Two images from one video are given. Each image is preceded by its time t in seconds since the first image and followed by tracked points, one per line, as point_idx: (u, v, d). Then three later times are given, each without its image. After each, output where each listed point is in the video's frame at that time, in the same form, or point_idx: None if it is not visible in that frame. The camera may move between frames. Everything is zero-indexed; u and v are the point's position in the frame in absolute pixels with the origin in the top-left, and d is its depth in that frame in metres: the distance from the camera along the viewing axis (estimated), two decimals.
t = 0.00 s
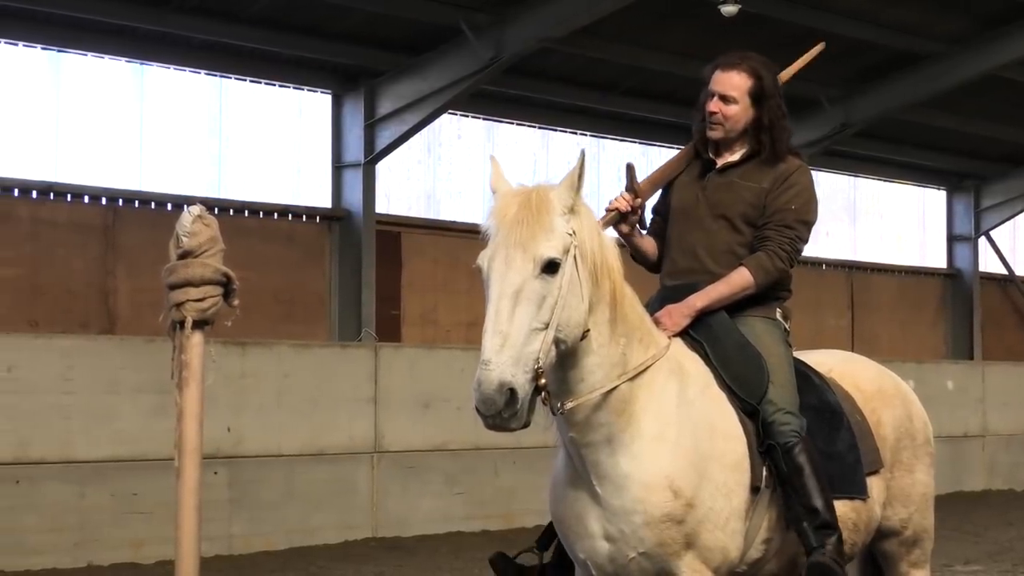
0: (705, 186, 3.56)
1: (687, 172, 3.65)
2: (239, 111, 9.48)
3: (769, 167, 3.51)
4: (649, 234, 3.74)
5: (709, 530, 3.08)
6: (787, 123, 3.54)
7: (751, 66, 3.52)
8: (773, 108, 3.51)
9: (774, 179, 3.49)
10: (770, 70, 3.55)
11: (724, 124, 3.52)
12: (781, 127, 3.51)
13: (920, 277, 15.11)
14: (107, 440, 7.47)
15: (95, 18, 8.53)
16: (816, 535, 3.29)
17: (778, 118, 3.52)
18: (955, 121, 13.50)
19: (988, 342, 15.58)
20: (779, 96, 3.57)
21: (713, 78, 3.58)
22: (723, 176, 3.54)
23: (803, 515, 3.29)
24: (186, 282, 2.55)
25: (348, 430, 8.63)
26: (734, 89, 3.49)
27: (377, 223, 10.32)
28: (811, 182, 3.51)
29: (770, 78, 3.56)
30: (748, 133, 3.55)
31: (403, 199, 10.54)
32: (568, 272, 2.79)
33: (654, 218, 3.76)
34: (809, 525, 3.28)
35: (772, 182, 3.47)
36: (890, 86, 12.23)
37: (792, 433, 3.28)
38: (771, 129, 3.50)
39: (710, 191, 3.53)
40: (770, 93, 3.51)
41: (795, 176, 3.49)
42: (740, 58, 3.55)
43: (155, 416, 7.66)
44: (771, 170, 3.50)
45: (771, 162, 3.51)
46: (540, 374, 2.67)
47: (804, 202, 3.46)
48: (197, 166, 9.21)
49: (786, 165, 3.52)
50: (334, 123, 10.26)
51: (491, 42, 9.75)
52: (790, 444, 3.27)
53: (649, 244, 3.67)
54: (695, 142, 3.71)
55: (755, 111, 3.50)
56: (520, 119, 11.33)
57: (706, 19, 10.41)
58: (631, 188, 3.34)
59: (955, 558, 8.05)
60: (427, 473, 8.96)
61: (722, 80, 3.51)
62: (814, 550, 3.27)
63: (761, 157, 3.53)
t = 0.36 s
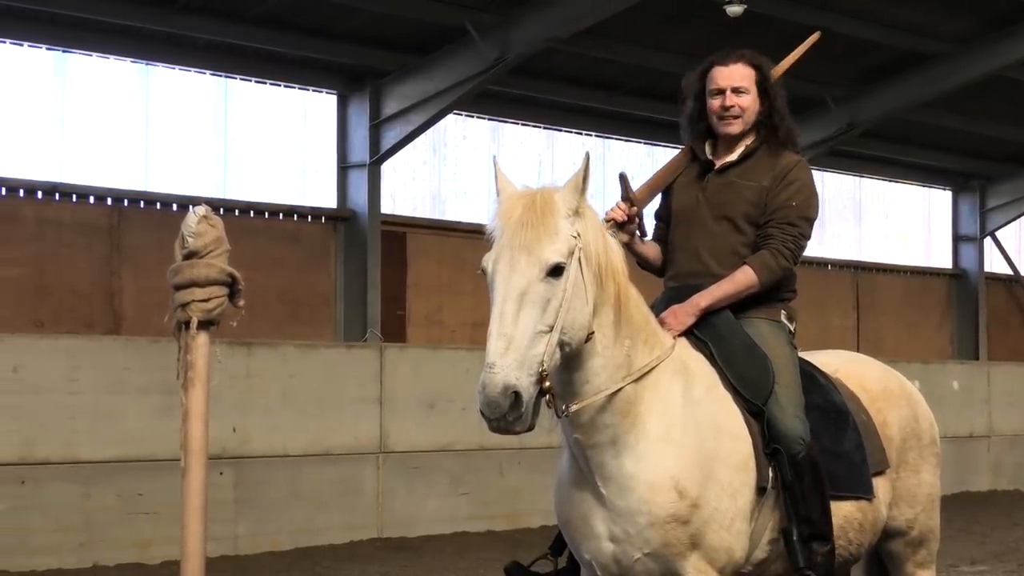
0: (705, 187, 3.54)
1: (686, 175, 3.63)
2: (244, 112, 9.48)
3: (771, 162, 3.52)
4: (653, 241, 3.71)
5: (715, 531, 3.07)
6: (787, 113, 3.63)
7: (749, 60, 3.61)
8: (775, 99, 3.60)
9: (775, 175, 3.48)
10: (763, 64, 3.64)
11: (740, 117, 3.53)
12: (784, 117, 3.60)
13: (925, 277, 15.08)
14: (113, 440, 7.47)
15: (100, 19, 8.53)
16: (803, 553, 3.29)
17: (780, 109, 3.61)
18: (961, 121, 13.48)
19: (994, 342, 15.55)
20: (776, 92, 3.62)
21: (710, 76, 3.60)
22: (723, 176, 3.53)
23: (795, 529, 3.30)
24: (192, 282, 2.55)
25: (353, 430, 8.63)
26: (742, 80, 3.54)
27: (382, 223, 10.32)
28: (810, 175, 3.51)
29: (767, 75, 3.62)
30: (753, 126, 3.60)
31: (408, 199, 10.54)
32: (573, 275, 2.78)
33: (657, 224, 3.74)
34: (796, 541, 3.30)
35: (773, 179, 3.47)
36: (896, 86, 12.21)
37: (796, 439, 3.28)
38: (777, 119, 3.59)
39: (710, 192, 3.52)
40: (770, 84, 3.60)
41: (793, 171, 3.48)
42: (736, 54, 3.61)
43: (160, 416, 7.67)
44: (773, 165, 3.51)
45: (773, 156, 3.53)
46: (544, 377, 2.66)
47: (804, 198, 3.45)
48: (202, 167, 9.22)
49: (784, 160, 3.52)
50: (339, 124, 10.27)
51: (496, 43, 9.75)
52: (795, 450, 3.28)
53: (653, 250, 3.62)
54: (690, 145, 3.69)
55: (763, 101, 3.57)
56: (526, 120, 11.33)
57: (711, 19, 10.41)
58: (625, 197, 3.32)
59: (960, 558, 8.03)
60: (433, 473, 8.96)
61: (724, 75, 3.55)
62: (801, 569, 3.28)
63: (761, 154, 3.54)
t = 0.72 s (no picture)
0: (704, 188, 3.54)
1: (685, 178, 3.63)
2: (249, 112, 9.49)
3: (770, 161, 3.51)
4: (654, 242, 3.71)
5: (719, 531, 3.07)
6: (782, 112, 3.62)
7: (743, 59, 3.59)
8: (770, 98, 3.59)
9: (774, 174, 3.47)
10: (758, 63, 3.62)
11: (736, 117, 3.51)
12: (779, 117, 3.58)
13: (930, 277, 15.06)
14: (118, 440, 7.48)
15: (104, 18, 8.54)
16: (814, 553, 3.29)
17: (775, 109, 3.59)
18: (966, 121, 13.46)
19: (998, 343, 15.53)
20: (771, 89, 3.61)
21: (706, 76, 3.58)
22: (721, 177, 3.52)
23: (805, 528, 3.31)
24: (196, 282, 2.55)
25: (357, 430, 8.63)
26: (739, 80, 3.52)
27: (387, 223, 10.33)
28: (810, 171, 3.50)
29: (760, 73, 3.61)
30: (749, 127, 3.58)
31: (413, 199, 10.55)
32: (576, 276, 2.78)
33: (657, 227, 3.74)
34: (806, 539, 3.29)
35: (772, 178, 3.46)
36: (901, 86, 12.19)
37: (800, 438, 3.27)
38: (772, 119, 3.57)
39: (710, 194, 3.51)
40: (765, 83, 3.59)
41: (792, 168, 3.48)
42: (731, 54, 3.60)
43: (165, 416, 7.68)
44: (772, 163, 3.50)
45: (771, 156, 3.52)
46: (547, 378, 2.66)
47: (805, 195, 3.45)
48: (207, 167, 9.23)
49: (783, 158, 3.52)
50: (344, 124, 10.28)
51: (501, 43, 9.75)
52: (799, 449, 3.26)
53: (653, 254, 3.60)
54: (687, 147, 3.68)
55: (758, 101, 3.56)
56: (530, 120, 11.32)
57: (716, 19, 10.40)
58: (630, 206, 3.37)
59: (965, 558, 8.03)
60: (437, 474, 8.96)
61: (720, 75, 3.53)
62: (813, 567, 3.29)
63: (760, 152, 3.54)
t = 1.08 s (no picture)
0: (703, 190, 3.53)
1: (681, 180, 3.62)
2: (253, 112, 9.50)
3: (766, 160, 3.51)
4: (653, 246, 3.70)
5: (722, 531, 3.07)
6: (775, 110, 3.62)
7: (732, 58, 3.59)
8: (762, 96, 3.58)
9: (772, 174, 3.47)
10: (746, 62, 3.62)
11: (729, 117, 3.51)
12: (772, 114, 3.58)
13: (934, 277, 15.04)
14: (122, 440, 7.49)
15: (107, 19, 8.54)
16: (815, 554, 3.28)
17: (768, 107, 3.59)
18: (970, 121, 13.44)
19: (1002, 342, 15.51)
20: (761, 85, 3.61)
21: (696, 77, 3.57)
22: (719, 178, 3.52)
23: (807, 528, 3.30)
24: (200, 282, 2.55)
25: (361, 430, 8.63)
26: (729, 80, 3.51)
27: (390, 223, 10.33)
28: (808, 169, 3.51)
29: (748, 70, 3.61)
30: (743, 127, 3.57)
31: (417, 200, 10.55)
32: (578, 277, 2.78)
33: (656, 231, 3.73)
34: (807, 540, 3.29)
35: (770, 178, 3.47)
36: (905, 86, 12.18)
37: (805, 439, 3.27)
38: (765, 117, 3.57)
39: (708, 196, 3.50)
40: (756, 81, 3.59)
41: (791, 167, 3.48)
42: (719, 54, 3.59)
43: (169, 416, 7.69)
44: (769, 163, 3.50)
45: (767, 155, 3.52)
46: (549, 379, 2.66)
47: (806, 193, 3.46)
48: (211, 168, 9.23)
49: (780, 157, 3.52)
50: (347, 124, 10.28)
51: (505, 43, 9.75)
52: (803, 450, 3.27)
53: (653, 257, 3.61)
54: (682, 149, 3.67)
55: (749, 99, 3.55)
56: (534, 120, 11.32)
57: (720, 19, 10.39)
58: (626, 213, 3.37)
59: (968, 558, 8.02)
60: (441, 474, 8.96)
61: (710, 75, 3.53)
62: (813, 569, 3.28)
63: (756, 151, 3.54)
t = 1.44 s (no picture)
0: (698, 192, 3.54)
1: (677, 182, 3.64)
2: (256, 112, 9.51)
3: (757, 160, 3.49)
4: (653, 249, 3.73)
5: (724, 530, 3.06)
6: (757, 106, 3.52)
7: (705, 64, 3.46)
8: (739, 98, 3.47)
9: (766, 171, 3.46)
10: (720, 63, 3.49)
11: (702, 131, 3.46)
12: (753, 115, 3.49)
13: (937, 277, 15.03)
14: (125, 440, 7.50)
15: (110, 19, 8.55)
16: (817, 554, 3.28)
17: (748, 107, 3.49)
18: (973, 121, 13.43)
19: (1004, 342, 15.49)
20: (740, 80, 3.55)
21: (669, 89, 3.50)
22: (713, 177, 3.53)
23: (808, 529, 3.29)
24: (202, 282, 2.56)
25: (364, 430, 8.63)
26: (698, 95, 3.41)
27: (393, 223, 10.33)
28: (803, 164, 3.49)
29: (724, 65, 3.53)
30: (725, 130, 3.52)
31: (419, 199, 10.55)
32: (579, 278, 2.79)
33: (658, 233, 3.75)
34: (809, 541, 3.28)
35: (765, 175, 3.45)
36: (908, 86, 12.17)
37: (808, 440, 3.28)
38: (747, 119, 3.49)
39: (704, 197, 3.52)
40: (730, 84, 3.47)
41: (785, 163, 3.46)
42: (690, 62, 3.47)
43: (172, 416, 7.69)
44: (761, 161, 3.48)
45: (759, 153, 3.50)
46: (550, 380, 2.66)
47: (803, 188, 3.44)
48: (214, 168, 9.24)
49: (773, 154, 3.50)
50: (350, 123, 10.27)
51: (507, 43, 9.75)
52: (806, 450, 3.27)
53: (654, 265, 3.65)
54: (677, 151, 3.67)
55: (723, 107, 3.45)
56: (536, 120, 11.32)
57: (722, 19, 10.39)
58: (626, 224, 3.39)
59: (971, 558, 8.01)
60: (444, 473, 8.96)
61: (678, 92, 3.43)
62: (815, 569, 3.27)
63: (748, 147, 3.52)
